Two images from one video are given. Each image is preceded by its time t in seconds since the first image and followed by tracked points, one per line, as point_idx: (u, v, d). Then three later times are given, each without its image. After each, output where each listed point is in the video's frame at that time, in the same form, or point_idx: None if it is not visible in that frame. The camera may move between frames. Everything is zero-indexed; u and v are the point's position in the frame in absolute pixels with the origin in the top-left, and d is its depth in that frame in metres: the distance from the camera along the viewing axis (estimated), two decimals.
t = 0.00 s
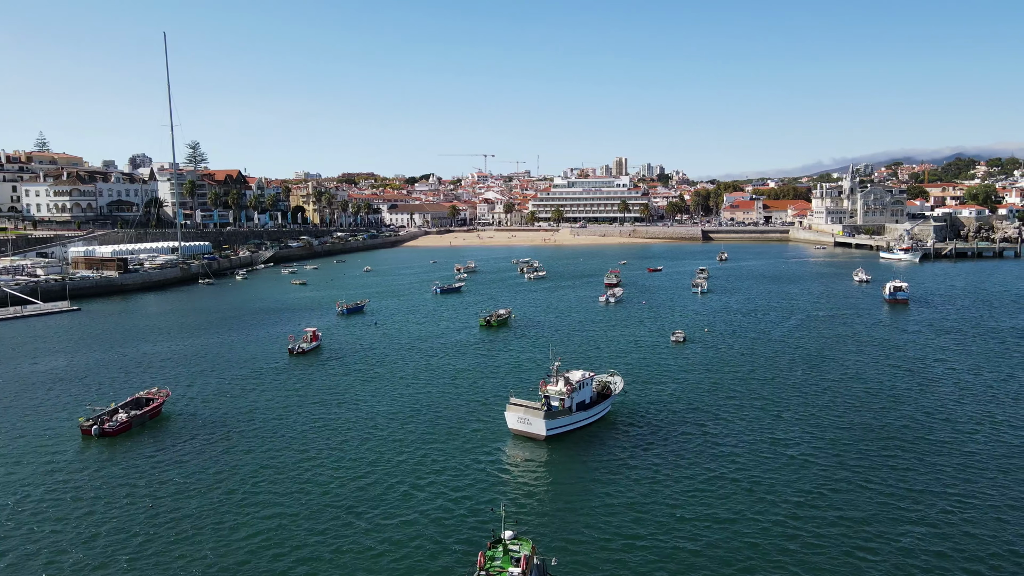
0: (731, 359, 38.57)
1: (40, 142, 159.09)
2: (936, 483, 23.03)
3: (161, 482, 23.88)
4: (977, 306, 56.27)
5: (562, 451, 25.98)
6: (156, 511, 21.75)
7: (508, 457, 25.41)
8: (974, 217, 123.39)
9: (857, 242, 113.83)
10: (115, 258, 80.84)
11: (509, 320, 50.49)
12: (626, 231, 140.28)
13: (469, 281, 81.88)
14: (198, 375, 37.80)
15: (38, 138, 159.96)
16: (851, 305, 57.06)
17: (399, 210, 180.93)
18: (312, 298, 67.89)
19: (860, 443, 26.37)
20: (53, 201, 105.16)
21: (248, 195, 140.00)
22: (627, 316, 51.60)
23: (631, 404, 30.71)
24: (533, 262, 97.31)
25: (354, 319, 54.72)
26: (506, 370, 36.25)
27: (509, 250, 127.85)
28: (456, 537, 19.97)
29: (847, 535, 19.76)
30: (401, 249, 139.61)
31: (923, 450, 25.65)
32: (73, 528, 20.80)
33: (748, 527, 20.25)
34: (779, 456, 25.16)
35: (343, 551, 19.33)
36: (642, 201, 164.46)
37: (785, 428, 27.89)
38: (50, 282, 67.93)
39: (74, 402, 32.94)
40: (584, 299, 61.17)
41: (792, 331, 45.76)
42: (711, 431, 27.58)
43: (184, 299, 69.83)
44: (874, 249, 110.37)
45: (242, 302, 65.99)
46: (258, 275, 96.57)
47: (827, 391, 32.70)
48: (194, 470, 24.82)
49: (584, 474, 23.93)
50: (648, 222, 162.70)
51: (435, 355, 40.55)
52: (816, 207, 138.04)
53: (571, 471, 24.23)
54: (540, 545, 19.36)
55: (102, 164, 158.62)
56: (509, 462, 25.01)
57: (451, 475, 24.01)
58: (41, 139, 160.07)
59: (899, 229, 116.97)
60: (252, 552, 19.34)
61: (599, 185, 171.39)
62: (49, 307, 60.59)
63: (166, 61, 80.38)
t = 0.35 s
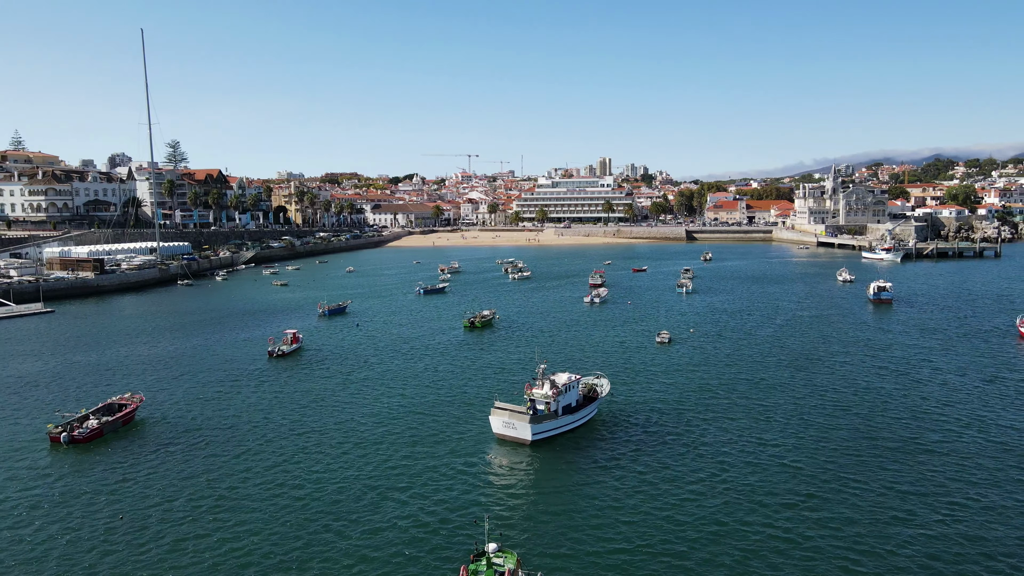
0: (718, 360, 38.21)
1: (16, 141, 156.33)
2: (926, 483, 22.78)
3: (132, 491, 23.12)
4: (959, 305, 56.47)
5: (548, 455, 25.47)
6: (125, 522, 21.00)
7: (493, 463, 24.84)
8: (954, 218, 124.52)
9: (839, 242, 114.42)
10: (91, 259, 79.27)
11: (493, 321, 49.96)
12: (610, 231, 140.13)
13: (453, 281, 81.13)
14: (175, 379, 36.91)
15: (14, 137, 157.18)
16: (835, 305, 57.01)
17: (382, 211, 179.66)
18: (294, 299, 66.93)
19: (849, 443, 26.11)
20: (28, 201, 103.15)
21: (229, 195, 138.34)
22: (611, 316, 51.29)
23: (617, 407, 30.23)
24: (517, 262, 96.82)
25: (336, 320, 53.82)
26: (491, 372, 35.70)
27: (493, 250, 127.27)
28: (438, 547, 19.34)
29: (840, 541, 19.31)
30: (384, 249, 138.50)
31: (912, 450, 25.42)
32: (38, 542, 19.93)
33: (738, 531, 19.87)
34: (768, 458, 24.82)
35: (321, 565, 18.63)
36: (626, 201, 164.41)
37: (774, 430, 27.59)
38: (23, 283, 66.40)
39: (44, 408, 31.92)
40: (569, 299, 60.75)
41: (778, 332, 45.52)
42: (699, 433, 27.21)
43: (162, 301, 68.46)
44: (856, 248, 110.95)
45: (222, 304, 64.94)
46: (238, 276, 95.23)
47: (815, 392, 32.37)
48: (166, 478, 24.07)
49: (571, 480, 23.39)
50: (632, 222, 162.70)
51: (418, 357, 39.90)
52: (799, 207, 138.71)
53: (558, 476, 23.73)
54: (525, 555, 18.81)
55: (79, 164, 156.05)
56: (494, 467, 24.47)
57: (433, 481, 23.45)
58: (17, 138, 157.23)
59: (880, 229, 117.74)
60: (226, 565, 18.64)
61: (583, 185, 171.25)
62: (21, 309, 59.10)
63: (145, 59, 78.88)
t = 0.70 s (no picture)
0: (704, 362, 37.89)
1: None
2: (916, 485, 22.49)
3: (101, 502, 22.30)
4: (943, 306, 56.72)
5: (534, 461, 24.91)
6: (92, 536, 20.19)
7: (477, 469, 24.28)
8: (935, 218, 125.61)
9: (822, 242, 114.97)
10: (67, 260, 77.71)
11: (477, 322, 49.40)
12: (594, 231, 139.99)
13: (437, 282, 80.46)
14: (151, 384, 35.99)
15: None
16: (820, 306, 57.06)
17: (366, 211, 178.45)
18: (275, 301, 65.94)
19: (837, 446, 25.79)
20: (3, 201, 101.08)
21: (210, 194, 136.56)
22: (597, 318, 50.90)
23: (603, 410, 29.73)
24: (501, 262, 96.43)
25: (317, 322, 53.05)
26: (475, 375, 35.08)
27: (478, 250, 126.70)
28: (420, 559, 18.77)
29: (831, 547, 18.89)
30: (367, 250, 137.46)
31: (901, 452, 25.14)
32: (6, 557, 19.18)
33: (727, 539, 19.44)
34: (757, 462, 24.44)
35: None
36: (610, 201, 164.43)
37: (761, 433, 27.23)
38: None
39: (13, 415, 30.92)
40: (553, 300, 60.30)
41: (763, 333, 45.30)
42: (686, 437, 26.79)
43: (140, 302, 67.18)
44: (839, 248, 111.59)
45: (201, 306, 63.75)
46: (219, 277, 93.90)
47: (802, 395, 32.06)
48: (137, 488, 23.24)
49: (556, 487, 22.86)
50: (617, 222, 162.68)
51: (400, 360, 39.21)
52: (782, 207, 139.38)
53: (544, 483, 23.20)
54: (510, 566, 18.29)
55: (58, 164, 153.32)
56: (478, 474, 23.89)
57: (415, 490, 22.81)
58: None
59: (862, 229, 118.50)
60: None
61: (567, 185, 171.07)
62: None
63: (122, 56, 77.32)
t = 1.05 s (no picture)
0: (690, 363, 37.53)
1: None
2: (907, 490, 22.12)
3: (68, 517, 21.46)
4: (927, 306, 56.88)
5: (518, 467, 24.35)
6: (55, 556, 19.35)
7: (461, 476, 23.68)
8: (916, 218, 126.66)
9: (805, 242, 115.42)
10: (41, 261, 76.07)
11: (461, 324, 48.73)
12: (579, 232, 139.70)
13: (421, 283, 79.69)
14: (125, 388, 35.03)
15: None
16: (805, 306, 57.02)
17: (349, 211, 177.10)
18: (255, 302, 64.93)
19: (826, 449, 25.44)
20: None
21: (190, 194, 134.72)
22: (582, 318, 50.45)
23: (589, 413, 29.23)
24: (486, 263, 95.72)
25: (298, 324, 52.15)
26: (458, 378, 34.46)
27: (462, 251, 126.00)
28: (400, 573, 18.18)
29: (822, 556, 18.50)
30: (351, 250, 136.25)
31: (890, 455, 24.83)
32: None
33: (717, 551, 18.97)
34: (746, 466, 24.02)
35: None
36: (595, 201, 164.24)
37: (749, 435, 26.85)
38: None
39: None
40: (538, 301, 59.77)
41: (749, 334, 45.06)
42: (674, 440, 26.32)
43: (117, 304, 65.89)
44: (822, 248, 112.08)
45: (179, 307, 62.61)
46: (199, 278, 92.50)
47: (789, 396, 31.73)
48: (104, 502, 22.38)
49: (541, 494, 22.30)
50: (601, 223, 162.58)
51: (382, 363, 38.47)
52: (765, 207, 139.89)
53: (529, 490, 22.67)
54: None
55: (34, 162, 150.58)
56: (462, 481, 23.32)
57: (395, 500, 22.15)
58: None
59: (845, 229, 119.13)
60: None
61: (552, 185, 170.68)
62: None
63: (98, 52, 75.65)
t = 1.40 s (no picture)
0: (675, 364, 37.21)
1: None
2: (899, 492, 21.75)
3: (36, 528, 20.56)
4: (911, 306, 57.03)
5: (503, 472, 23.77)
6: (20, 570, 18.50)
7: (445, 482, 23.08)
8: (898, 218, 127.65)
9: (789, 242, 115.87)
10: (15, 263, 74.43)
11: (445, 325, 48.16)
12: (564, 232, 139.50)
13: (405, 284, 79.00)
14: (99, 393, 34.02)
15: None
16: (790, 307, 57.02)
17: (332, 211, 175.75)
18: (236, 304, 63.91)
19: (815, 451, 25.09)
20: None
21: (170, 194, 132.98)
22: (566, 320, 50.02)
23: (575, 416, 28.73)
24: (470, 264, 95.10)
25: (279, 326, 51.27)
26: (441, 381, 33.85)
27: (446, 251, 125.25)
28: None
29: (814, 561, 18.06)
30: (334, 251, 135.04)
31: (880, 457, 24.49)
32: None
33: (708, 558, 18.45)
34: (735, 469, 23.59)
35: None
36: (579, 201, 164.13)
37: (737, 438, 26.46)
38: None
39: None
40: (523, 302, 59.28)
41: (735, 335, 44.85)
42: (661, 444, 25.85)
43: (94, 306, 64.54)
44: (806, 248, 112.61)
45: (157, 309, 61.41)
46: (178, 279, 91.04)
47: (775, 398, 31.45)
48: (72, 512, 21.53)
49: (526, 501, 21.72)
50: (586, 223, 162.40)
51: (364, 365, 37.79)
52: (749, 207, 140.48)
53: (515, 496, 22.11)
54: None
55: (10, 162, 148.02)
56: (445, 487, 22.70)
57: (376, 507, 21.47)
58: None
59: (829, 229, 119.79)
60: None
61: (536, 186, 170.42)
62: None
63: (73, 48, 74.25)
